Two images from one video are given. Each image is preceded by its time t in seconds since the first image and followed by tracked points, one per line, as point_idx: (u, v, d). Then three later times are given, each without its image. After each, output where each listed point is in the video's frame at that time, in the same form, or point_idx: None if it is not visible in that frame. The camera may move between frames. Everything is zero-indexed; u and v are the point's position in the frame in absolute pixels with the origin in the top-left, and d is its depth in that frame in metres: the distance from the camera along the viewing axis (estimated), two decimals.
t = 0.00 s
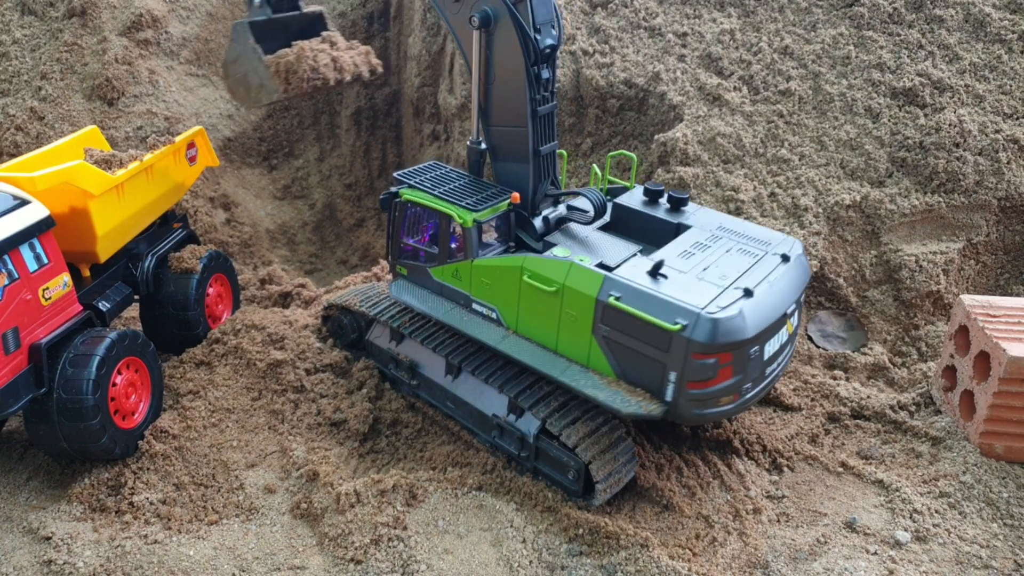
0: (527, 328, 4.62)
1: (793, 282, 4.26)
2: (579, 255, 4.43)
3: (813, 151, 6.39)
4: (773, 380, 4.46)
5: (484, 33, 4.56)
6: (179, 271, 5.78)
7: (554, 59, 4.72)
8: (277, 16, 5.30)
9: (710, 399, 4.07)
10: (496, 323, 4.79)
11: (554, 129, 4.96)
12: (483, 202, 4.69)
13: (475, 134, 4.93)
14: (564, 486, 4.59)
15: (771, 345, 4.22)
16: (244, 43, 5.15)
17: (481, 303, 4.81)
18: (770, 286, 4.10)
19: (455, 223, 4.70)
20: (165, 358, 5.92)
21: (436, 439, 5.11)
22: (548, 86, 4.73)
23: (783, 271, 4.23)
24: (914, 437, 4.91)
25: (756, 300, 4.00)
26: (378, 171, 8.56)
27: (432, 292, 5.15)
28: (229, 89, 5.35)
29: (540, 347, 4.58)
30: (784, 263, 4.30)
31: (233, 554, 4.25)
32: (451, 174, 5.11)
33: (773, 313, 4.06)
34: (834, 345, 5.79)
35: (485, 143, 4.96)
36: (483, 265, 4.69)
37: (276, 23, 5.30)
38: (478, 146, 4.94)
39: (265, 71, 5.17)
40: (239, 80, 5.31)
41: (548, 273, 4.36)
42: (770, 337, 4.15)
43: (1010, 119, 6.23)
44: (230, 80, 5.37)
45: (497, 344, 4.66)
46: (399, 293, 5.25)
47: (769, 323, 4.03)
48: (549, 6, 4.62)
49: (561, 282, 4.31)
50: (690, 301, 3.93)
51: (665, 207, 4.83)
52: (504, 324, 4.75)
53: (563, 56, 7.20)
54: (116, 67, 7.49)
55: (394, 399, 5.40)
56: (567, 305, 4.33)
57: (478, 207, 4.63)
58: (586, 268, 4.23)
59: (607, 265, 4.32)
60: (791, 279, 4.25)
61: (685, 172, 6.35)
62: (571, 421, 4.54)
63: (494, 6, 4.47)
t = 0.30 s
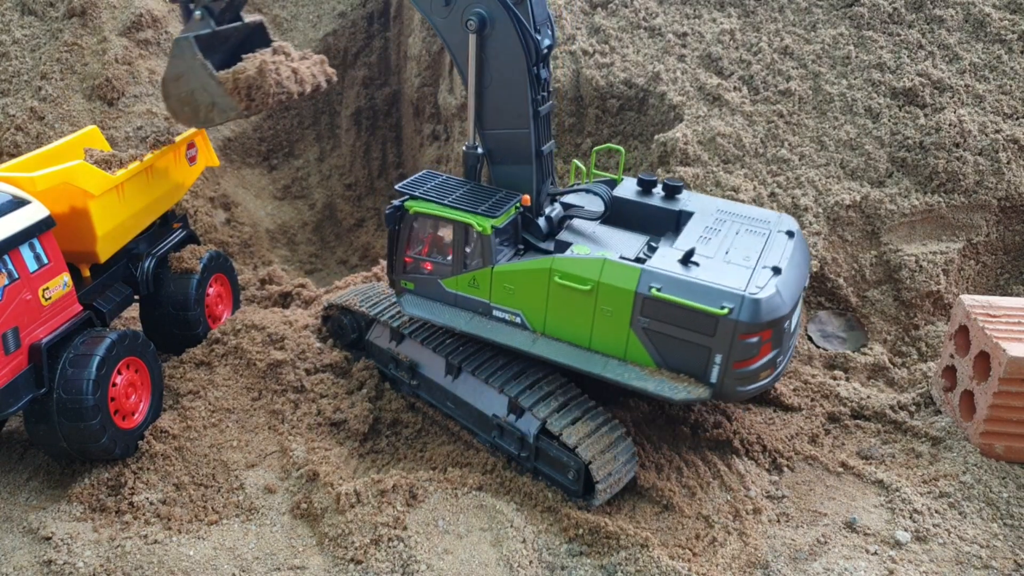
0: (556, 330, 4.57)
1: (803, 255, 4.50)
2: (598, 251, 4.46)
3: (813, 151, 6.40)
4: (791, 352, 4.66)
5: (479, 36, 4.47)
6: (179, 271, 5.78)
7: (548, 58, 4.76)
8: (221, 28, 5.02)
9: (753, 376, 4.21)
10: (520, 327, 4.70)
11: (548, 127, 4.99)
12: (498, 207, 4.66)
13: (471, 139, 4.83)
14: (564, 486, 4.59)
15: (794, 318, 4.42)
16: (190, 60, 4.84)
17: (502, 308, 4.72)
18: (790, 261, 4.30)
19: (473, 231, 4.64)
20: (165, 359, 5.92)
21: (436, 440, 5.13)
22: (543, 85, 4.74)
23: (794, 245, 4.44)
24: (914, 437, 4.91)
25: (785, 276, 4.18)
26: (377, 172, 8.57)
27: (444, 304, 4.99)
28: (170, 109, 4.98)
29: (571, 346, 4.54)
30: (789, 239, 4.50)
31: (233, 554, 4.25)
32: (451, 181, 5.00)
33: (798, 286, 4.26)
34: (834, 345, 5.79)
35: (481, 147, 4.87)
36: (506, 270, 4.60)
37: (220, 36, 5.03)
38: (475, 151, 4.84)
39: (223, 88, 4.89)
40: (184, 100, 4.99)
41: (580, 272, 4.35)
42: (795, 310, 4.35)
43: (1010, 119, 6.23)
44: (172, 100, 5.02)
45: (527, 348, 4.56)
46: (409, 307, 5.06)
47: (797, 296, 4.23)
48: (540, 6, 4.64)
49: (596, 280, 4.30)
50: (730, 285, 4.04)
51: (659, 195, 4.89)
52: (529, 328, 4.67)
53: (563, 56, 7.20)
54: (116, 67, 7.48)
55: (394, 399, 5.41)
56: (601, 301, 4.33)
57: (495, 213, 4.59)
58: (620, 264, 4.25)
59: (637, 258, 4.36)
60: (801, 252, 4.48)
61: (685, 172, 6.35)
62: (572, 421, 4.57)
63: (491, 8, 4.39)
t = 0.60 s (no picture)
0: (579, 328, 4.60)
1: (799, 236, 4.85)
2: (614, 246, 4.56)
3: (813, 151, 6.40)
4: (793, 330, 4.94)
5: (478, 39, 4.45)
6: (179, 271, 5.78)
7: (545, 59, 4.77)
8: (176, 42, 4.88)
9: (776, 353, 4.46)
10: (541, 329, 4.66)
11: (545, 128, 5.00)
12: (512, 211, 4.58)
13: (470, 143, 4.79)
14: (564, 486, 4.60)
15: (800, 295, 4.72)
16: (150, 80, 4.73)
17: (522, 311, 4.66)
18: (793, 242, 4.63)
19: (490, 237, 4.53)
20: (165, 359, 5.93)
21: (436, 439, 5.14)
22: (541, 85, 4.74)
23: (790, 227, 4.79)
24: (914, 437, 4.91)
25: (795, 255, 4.48)
26: (378, 172, 8.58)
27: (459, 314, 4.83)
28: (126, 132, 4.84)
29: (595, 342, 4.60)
30: (784, 221, 4.86)
31: (233, 554, 4.25)
32: (453, 188, 4.86)
33: (803, 265, 4.57)
34: (834, 345, 5.79)
35: (480, 152, 4.83)
36: (526, 272, 4.56)
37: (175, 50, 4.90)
38: (475, 156, 4.80)
39: (189, 108, 4.81)
40: (142, 122, 4.89)
41: (604, 268, 4.40)
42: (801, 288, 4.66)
43: (1010, 119, 6.23)
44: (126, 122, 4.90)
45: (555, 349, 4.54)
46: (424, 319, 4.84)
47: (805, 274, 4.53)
48: (536, 7, 4.65)
49: (621, 275, 4.38)
50: (753, 268, 4.27)
51: (650, 186, 5.12)
52: (550, 328, 4.65)
53: (563, 56, 7.21)
54: (116, 67, 7.49)
55: (394, 399, 5.42)
56: (627, 295, 4.42)
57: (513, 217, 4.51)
58: (644, 257, 4.35)
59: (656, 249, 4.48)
60: (796, 232, 4.84)
61: (685, 172, 6.35)
62: (571, 421, 4.58)
63: (489, 11, 4.37)
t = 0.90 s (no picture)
0: (585, 327, 4.60)
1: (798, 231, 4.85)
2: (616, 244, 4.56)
3: (813, 151, 6.40)
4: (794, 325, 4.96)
5: (478, 40, 4.45)
6: (179, 271, 5.78)
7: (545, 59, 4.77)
8: (167, 45, 4.88)
9: (780, 347, 4.48)
10: (545, 330, 4.65)
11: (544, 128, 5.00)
12: (516, 212, 4.58)
13: (470, 144, 4.79)
14: (564, 486, 4.60)
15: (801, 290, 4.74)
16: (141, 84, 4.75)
17: (526, 312, 4.65)
18: (794, 237, 4.64)
19: (494, 238, 4.51)
20: (165, 359, 5.93)
21: (436, 439, 5.14)
22: (541, 85, 4.74)
23: (789, 222, 4.80)
24: (914, 437, 4.91)
25: (796, 250, 4.50)
26: (378, 172, 8.58)
27: (463, 315, 4.80)
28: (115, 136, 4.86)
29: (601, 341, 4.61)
30: (782, 215, 4.88)
31: (233, 554, 4.25)
32: (455, 189, 4.84)
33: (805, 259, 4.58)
34: (834, 345, 5.79)
35: (480, 152, 4.82)
36: (531, 273, 4.55)
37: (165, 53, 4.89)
38: (475, 156, 4.80)
39: (179, 113, 4.84)
40: (131, 126, 4.90)
41: (609, 268, 4.40)
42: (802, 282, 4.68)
43: (1010, 119, 6.23)
44: (115, 126, 4.91)
45: (561, 350, 4.54)
46: (428, 321, 4.81)
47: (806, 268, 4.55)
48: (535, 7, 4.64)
49: (626, 273, 4.39)
50: (757, 264, 4.29)
51: (647, 184, 5.11)
52: (556, 328, 4.64)
53: (563, 56, 7.21)
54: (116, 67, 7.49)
55: (394, 399, 5.42)
56: (632, 294, 4.43)
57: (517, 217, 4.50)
58: (649, 255, 4.35)
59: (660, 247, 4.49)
60: (794, 227, 4.86)
61: (685, 172, 6.35)
62: (571, 421, 4.59)
63: (489, 12, 4.37)
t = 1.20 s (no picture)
0: (585, 327, 4.60)
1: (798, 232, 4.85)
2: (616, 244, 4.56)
3: (813, 151, 6.41)
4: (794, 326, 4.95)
5: (478, 40, 4.45)
6: (179, 271, 5.78)
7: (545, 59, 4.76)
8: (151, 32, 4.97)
9: (780, 347, 4.48)
10: (545, 330, 4.65)
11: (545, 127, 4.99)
12: (516, 212, 4.57)
13: (470, 144, 4.79)
14: (564, 486, 4.60)
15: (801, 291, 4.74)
16: (119, 69, 4.81)
17: (526, 312, 4.65)
18: (794, 237, 4.64)
19: (495, 238, 4.51)
20: (165, 358, 5.93)
21: (436, 439, 5.14)
22: (541, 85, 4.74)
23: (789, 222, 4.81)
24: (914, 437, 4.91)
25: (796, 250, 4.50)
26: (378, 172, 8.58)
27: (463, 315, 4.80)
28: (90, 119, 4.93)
29: (601, 341, 4.61)
30: (782, 215, 4.89)
31: (233, 554, 4.25)
32: (455, 189, 4.84)
33: (804, 260, 4.58)
34: (834, 345, 5.80)
35: (480, 152, 4.82)
36: (531, 273, 4.55)
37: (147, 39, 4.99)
38: (475, 156, 4.79)
39: (157, 101, 4.92)
40: (109, 110, 5.00)
41: (610, 268, 4.40)
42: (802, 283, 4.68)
43: (1010, 119, 6.23)
44: (92, 108, 4.99)
45: (560, 350, 4.53)
46: (428, 321, 4.80)
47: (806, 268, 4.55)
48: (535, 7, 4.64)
49: (626, 273, 4.39)
50: (757, 264, 4.29)
51: (647, 185, 5.11)
52: (556, 328, 4.64)
53: (563, 56, 7.21)
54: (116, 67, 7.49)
55: (394, 399, 5.43)
56: (632, 294, 4.42)
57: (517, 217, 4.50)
58: (649, 255, 4.35)
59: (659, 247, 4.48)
60: (794, 227, 4.86)
61: (685, 172, 6.36)
62: (571, 421, 4.58)
63: (489, 12, 4.37)
